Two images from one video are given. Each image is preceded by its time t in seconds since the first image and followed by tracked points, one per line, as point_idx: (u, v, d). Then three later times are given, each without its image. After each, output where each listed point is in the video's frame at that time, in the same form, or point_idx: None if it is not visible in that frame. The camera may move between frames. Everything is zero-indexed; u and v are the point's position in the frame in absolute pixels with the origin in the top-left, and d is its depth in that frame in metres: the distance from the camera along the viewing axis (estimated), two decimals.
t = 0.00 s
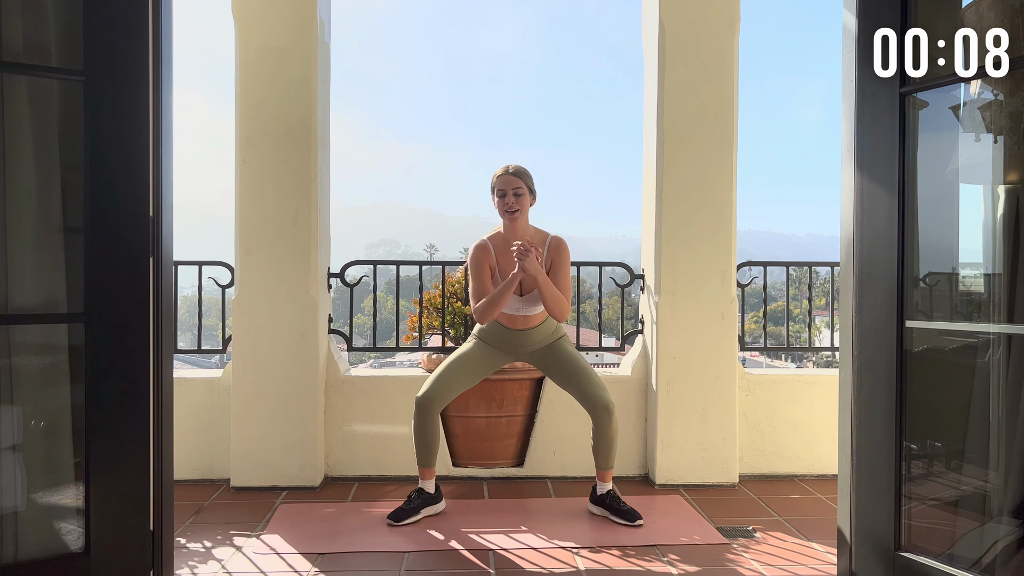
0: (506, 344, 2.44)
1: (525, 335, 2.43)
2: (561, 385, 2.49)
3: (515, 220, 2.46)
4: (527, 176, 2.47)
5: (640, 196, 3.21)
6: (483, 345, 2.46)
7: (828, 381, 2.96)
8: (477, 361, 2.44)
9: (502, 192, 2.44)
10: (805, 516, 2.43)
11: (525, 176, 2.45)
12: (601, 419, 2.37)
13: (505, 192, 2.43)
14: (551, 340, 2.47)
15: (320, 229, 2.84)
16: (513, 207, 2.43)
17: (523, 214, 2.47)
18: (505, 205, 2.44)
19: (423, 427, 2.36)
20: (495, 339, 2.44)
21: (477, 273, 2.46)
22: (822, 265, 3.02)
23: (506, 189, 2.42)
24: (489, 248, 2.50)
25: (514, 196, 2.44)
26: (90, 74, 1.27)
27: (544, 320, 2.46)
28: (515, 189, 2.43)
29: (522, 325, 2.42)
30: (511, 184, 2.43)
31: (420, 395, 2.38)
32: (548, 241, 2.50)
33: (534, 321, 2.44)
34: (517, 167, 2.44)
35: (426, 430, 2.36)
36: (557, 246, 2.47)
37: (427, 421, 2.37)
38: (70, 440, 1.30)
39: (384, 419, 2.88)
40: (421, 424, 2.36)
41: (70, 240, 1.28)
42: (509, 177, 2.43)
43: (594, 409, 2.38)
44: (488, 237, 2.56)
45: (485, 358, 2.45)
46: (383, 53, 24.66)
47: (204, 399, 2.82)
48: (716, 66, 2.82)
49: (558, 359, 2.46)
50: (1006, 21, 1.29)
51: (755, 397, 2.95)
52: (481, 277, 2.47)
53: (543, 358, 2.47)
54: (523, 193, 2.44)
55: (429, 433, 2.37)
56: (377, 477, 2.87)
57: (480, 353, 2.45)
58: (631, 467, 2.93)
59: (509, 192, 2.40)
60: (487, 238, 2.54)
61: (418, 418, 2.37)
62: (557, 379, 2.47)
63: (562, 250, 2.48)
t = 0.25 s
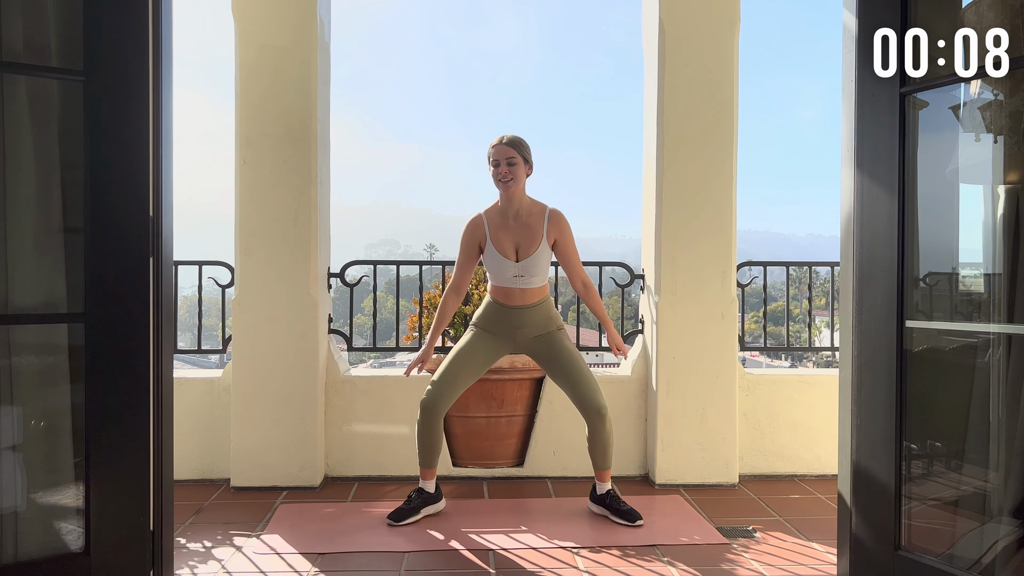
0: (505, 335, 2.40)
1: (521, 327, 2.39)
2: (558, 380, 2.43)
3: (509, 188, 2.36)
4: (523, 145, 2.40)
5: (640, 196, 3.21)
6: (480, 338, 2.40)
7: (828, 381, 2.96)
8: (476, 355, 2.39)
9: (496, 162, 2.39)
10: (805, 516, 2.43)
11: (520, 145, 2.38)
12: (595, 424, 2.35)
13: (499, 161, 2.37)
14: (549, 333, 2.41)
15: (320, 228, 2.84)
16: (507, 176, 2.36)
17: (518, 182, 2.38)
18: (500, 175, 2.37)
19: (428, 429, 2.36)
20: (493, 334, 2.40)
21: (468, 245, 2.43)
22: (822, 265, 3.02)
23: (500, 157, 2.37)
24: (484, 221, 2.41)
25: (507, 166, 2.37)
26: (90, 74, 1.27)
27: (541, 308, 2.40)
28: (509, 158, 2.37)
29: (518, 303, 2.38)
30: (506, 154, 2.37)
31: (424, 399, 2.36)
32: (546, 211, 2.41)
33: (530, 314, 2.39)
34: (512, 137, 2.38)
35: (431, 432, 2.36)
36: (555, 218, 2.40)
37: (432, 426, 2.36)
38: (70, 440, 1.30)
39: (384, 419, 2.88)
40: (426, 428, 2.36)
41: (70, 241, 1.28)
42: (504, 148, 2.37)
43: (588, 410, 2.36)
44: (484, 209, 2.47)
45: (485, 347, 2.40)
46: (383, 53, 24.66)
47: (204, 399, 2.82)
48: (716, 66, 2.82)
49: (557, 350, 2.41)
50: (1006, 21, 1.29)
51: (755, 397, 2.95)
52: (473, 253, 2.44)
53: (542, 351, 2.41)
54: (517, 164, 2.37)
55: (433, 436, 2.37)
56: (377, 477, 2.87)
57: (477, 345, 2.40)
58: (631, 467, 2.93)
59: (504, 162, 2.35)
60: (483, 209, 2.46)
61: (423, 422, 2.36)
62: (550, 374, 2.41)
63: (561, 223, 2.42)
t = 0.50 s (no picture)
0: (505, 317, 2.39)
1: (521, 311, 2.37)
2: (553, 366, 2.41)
3: (505, 147, 2.39)
4: (519, 106, 2.39)
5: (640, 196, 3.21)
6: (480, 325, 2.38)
7: (828, 381, 2.96)
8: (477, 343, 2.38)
9: (491, 126, 2.38)
10: (805, 516, 2.44)
11: (516, 101, 2.36)
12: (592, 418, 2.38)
13: (494, 125, 2.36)
14: (549, 318, 2.37)
15: (320, 228, 2.83)
16: (501, 139, 2.37)
17: (513, 136, 2.38)
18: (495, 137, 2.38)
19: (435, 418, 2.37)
20: (494, 320, 2.38)
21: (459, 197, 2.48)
22: (822, 265, 3.02)
23: (495, 121, 2.36)
24: (479, 173, 2.45)
25: (503, 129, 2.37)
26: (90, 75, 1.27)
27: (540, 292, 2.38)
28: (504, 121, 2.36)
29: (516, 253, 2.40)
30: (500, 118, 2.36)
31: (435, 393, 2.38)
32: (540, 163, 2.46)
33: (527, 299, 2.37)
34: (507, 95, 2.35)
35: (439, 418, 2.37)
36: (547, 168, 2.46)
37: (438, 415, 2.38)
38: (70, 440, 1.30)
39: (384, 419, 2.88)
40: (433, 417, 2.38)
41: (70, 241, 1.28)
42: (498, 109, 2.36)
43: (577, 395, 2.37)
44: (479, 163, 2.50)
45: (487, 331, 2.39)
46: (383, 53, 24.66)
47: (204, 399, 2.82)
48: (716, 66, 2.82)
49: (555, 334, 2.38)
50: (1006, 21, 1.29)
51: (755, 397, 2.95)
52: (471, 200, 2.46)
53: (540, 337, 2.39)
54: (512, 126, 2.36)
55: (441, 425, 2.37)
56: (377, 477, 2.87)
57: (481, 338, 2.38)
58: (631, 467, 2.93)
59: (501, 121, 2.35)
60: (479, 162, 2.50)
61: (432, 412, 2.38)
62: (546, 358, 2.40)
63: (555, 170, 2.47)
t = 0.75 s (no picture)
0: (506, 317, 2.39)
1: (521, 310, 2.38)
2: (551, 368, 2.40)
3: (504, 147, 2.39)
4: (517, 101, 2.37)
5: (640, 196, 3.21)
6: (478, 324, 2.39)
7: (828, 381, 2.96)
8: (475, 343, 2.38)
9: (489, 125, 2.37)
10: (805, 516, 2.43)
11: (514, 97, 2.35)
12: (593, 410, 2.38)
13: (492, 125, 2.36)
14: (548, 317, 2.37)
15: (320, 227, 2.83)
16: (501, 139, 2.37)
17: (512, 133, 2.38)
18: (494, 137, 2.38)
19: (436, 416, 2.37)
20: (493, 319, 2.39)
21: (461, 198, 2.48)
22: (822, 265, 3.02)
23: (492, 121, 2.35)
24: (479, 173, 2.45)
25: (501, 128, 2.36)
26: (90, 75, 1.27)
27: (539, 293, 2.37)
28: (501, 120, 2.35)
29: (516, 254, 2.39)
30: (498, 116, 2.36)
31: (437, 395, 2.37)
32: (540, 163, 2.45)
33: (527, 299, 2.37)
34: (505, 93, 2.34)
35: (440, 416, 2.37)
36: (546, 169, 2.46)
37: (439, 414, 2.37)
38: (70, 440, 1.30)
39: (384, 418, 2.88)
40: (434, 417, 2.38)
41: (70, 241, 1.28)
42: (495, 109, 2.35)
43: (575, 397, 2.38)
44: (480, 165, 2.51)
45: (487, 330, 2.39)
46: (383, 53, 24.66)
47: (204, 399, 2.82)
48: (716, 66, 2.82)
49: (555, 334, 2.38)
50: (1006, 21, 1.29)
51: (755, 397, 2.95)
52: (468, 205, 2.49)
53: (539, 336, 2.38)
54: (510, 124, 2.36)
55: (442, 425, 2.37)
56: (376, 477, 2.87)
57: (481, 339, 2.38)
58: (630, 468, 2.93)
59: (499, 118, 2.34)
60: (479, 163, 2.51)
61: (434, 411, 2.38)
62: (547, 359, 2.40)
63: (553, 171, 2.47)
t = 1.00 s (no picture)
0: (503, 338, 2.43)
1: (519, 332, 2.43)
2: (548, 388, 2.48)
3: (509, 212, 2.43)
4: (520, 168, 2.47)
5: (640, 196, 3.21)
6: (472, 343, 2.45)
7: (828, 381, 2.96)
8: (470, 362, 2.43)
9: (494, 186, 2.45)
10: (805, 516, 2.43)
11: (518, 167, 2.45)
12: (587, 426, 2.37)
13: (496, 186, 2.44)
14: (544, 340, 2.46)
15: (320, 228, 2.84)
16: (506, 200, 2.43)
17: (516, 205, 2.45)
18: (498, 198, 2.44)
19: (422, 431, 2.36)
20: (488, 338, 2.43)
21: (466, 265, 2.45)
22: (822, 265, 3.03)
23: (498, 182, 2.43)
24: (483, 241, 2.45)
25: (504, 189, 2.44)
26: (90, 75, 1.27)
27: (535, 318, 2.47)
28: (506, 183, 2.44)
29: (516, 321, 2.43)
30: (503, 177, 2.44)
31: (418, 403, 2.37)
32: (543, 236, 2.49)
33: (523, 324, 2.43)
34: (509, 160, 2.44)
35: (424, 429, 2.35)
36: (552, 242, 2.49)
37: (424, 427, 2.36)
38: (69, 440, 1.30)
39: (384, 419, 2.88)
40: (418, 429, 2.36)
41: (70, 241, 1.28)
42: (502, 171, 2.43)
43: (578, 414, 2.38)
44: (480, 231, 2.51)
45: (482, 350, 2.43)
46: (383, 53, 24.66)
47: (204, 399, 2.82)
48: (716, 66, 2.82)
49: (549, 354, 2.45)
50: (1006, 21, 1.30)
51: (755, 397, 2.95)
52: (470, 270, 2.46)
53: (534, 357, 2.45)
54: (515, 186, 2.44)
55: (427, 435, 2.36)
56: (376, 477, 2.87)
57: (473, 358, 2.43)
58: (631, 468, 2.93)
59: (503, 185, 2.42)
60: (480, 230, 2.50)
61: (415, 421, 2.37)
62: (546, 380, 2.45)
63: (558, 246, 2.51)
